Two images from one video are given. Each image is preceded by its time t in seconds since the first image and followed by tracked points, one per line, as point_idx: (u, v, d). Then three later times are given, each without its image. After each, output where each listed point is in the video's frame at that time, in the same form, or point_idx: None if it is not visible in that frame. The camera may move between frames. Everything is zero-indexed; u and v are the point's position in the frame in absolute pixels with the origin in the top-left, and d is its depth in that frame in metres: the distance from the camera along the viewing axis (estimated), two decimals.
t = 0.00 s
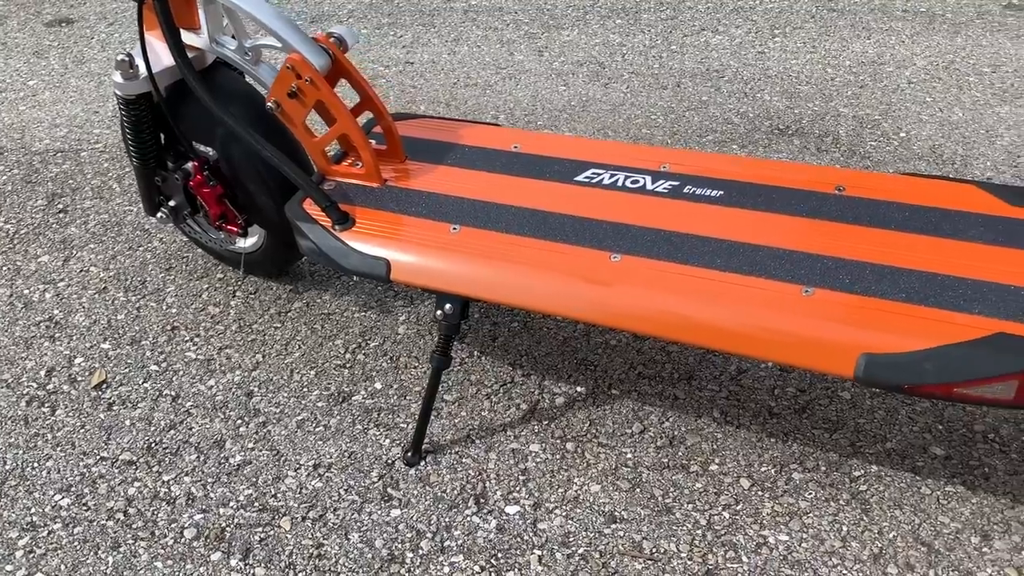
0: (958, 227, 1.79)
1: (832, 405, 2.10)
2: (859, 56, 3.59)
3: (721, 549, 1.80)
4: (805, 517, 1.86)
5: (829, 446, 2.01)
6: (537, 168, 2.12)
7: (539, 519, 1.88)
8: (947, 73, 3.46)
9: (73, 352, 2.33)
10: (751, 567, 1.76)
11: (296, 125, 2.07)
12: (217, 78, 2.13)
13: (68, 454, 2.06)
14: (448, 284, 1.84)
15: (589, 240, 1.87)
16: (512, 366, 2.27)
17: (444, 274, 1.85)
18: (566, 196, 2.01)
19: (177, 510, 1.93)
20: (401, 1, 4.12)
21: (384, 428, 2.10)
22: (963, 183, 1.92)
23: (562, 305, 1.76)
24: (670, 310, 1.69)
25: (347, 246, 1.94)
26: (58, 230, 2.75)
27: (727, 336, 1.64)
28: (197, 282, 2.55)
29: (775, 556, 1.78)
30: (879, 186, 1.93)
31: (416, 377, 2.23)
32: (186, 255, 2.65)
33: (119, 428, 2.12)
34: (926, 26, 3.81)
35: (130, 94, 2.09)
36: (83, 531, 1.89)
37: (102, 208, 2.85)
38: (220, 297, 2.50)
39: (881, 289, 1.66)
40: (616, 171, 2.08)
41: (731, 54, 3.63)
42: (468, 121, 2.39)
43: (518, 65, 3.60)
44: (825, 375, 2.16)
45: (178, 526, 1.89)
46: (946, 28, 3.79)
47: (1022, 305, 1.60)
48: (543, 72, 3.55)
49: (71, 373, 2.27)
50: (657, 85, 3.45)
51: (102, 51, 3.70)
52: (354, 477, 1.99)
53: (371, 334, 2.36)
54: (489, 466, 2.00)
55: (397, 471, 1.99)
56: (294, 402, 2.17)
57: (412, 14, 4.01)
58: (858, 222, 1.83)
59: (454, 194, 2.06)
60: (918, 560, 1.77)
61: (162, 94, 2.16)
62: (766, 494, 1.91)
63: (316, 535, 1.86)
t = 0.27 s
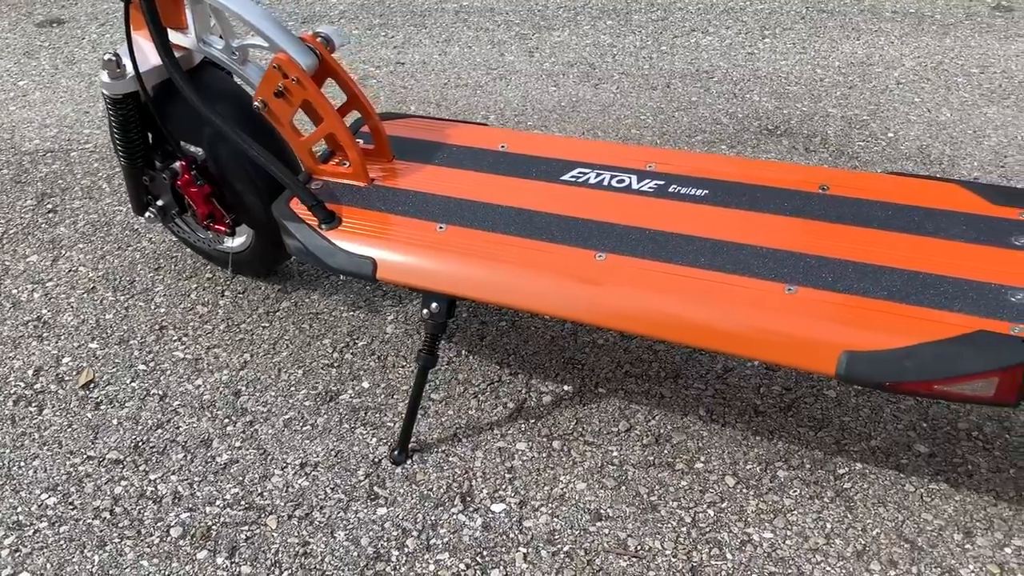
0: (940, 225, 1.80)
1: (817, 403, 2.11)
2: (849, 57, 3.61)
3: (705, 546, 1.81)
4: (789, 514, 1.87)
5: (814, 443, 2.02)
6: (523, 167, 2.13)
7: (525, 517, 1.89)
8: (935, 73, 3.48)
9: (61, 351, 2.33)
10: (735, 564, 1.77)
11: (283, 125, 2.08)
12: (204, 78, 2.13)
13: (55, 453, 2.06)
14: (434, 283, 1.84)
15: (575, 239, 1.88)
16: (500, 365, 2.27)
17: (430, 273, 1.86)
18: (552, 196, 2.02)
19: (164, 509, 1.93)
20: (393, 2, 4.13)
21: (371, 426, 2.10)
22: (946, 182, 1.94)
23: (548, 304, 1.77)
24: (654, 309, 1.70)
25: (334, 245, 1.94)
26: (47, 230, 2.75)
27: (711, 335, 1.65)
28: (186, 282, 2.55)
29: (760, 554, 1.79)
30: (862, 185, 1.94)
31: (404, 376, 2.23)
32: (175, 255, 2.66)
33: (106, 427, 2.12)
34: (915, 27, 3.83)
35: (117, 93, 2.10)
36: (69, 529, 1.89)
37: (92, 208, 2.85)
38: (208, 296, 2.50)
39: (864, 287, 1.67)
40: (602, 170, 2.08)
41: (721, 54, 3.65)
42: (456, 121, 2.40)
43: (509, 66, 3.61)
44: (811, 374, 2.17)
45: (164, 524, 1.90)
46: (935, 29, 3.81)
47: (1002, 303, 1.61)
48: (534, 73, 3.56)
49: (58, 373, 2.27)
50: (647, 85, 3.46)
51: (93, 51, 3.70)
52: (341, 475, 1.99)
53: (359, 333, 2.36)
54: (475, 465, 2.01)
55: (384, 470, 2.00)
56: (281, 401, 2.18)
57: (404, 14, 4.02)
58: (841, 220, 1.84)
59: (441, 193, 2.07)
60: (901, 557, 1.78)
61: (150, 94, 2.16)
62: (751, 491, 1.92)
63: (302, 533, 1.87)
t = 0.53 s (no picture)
0: (923, 225, 1.81)
1: (802, 402, 2.11)
2: (838, 58, 3.62)
3: (689, 544, 1.82)
4: (773, 512, 1.87)
5: (799, 442, 2.02)
6: (509, 167, 2.14)
7: (510, 515, 1.89)
8: (923, 74, 3.49)
9: (49, 351, 2.33)
10: (718, 562, 1.78)
11: (269, 124, 2.08)
12: (191, 78, 2.14)
13: (41, 453, 2.06)
14: (419, 282, 1.85)
15: (559, 238, 1.89)
16: (487, 364, 2.27)
17: (415, 272, 1.86)
18: (537, 195, 2.02)
19: (149, 507, 1.93)
20: (384, 3, 4.14)
21: (357, 426, 2.11)
22: (929, 182, 1.94)
23: (532, 303, 1.77)
24: (638, 307, 1.71)
25: (320, 244, 1.95)
26: (36, 230, 2.75)
27: (693, 333, 1.66)
28: (174, 282, 2.56)
29: (743, 551, 1.80)
30: (846, 184, 1.95)
31: (390, 376, 2.24)
32: (163, 255, 2.66)
33: (93, 427, 2.12)
34: (904, 28, 3.84)
35: (104, 93, 2.10)
36: (54, 528, 1.89)
37: (81, 208, 2.85)
38: (196, 296, 2.51)
39: (845, 286, 1.68)
40: (587, 170, 2.09)
41: (711, 55, 3.66)
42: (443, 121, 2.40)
43: (499, 66, 3.61)
44: (797, 372, 2.18)
45: (150, 523, 1.90)
46: (924, 30, 3.82)
47: (982, 301, 1.62)
48: (524, 74, 3.57)
49: (45, 372, 2.27)
50: (636, 86, 3.47)
51: (84, 52, 3.70)
52: (327, 474, 2.00)
53: (346, 333, 2.37)
54: (461, 463, 2.01)
55: (370, 469, 2.00)
56: (268, 400, 2.18)
57: (395, 15, 4.02)
58: (824, 220, 1.85)
59: (427, 192, 2.07)
60: (884, 554, 1.79)
61: (137, 94, 2.16)
62: (735, 490, 1.93)
63: (287, 532, 1.87)
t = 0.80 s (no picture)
0: (904, 223, 1.82)
1: (786, 400, 2.12)
2: (827, 59, 3.64)
3: (672, 542, 1.82)
4: (756, 509, 1.88)
5: (782, 440, 2.03)
6: (494, 166, 2.14)
7: (494, 513, 1.90)
8: (912, 76, 3.51)
9: (35, 350, 2.33)
10: (701, 559, 1.79)
11: (256, 123, 2.09)
12: (178, 77, 2.14)
13: (27, 451, 2.06)
14: (404, 280, 1.86)
15: (543, 237, 1.90)
16: (474, 363, 2.28)
17: (400, 270, 1.87)
18: (522, 194, 2.03)
19: (135, 505, 1.93)
20: (375, 3, 4.14)
21: (343, 424, 2.11)
22: (911, 181, 1.96)
23: (516, 300, 1.78)
24: (620, 305, 1.72)
25: (305, 243, 1.96)
26: (24, 229, 2.75)
27: (675, 331, 1.67)
28: (162, 281, 2.56)
29: (726, 548, 1.81)
30: (828, 183, 1.96)
31: (377, 374, 2.24)
32: (151, 254, 2.66)
33: (79, 425, 2.13)
34: (893, 30, 3.86)
35: (90, 91, 2.11)
36: (39, 526, 1.89)
37: (70, 207, 2.85)
38: (184, 295, 2.51)
39: (826, 284, 1.69)
40: (572, 169, 2.10)
41: (701, 56, 3.67)
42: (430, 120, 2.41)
43: (489, 67, 3.62)
44: (781, 371, 2.19)
45: (135, 521, 1.90)
46: (912, 32, 3.84)
47: (961, 299, 1.63)
48: (514, 74, 3.57)
49: (32, 371, 2.27)
50: (626, 87, 3.48)
51: (74, 51, 3.70)
52: (312, 472, 2.00)
53: (333, 332, 2.37)
54: (446, 461, 2.02)
55: (355, 467, 2.01)
56: (254, 399, 2.19)
57: (387, 16, 4.03)
58: (807, 219, 1.86)
59: (413, 191, 2.08)
60: (866, 551, 1.80)
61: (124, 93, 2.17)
62: (719, 487, 1.93)
63: (272, 530, 1.88)
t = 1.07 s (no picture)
0: (887, 222, 1.83)
1: (772, 398, 2.13)
2: (817, 60, 3.65)
3: (656, 538, 1.83)
4: (741, 506, 1.89)
5: (767, 437, 2.04)
6: (481, 164, 2.15)
7: (479, 510, 1.90)
8: (901, 76, 3.52)
9: (23, 348, 2.33)
10: (685, 555, 1.80)
11: (243, 122, 2.10)
12: (165, 75, 2.15)
13: (13, 448, 2.06)
14: (390, 278, 1.86)
15: (529, 234, 1.90)
16: (461, 361, 2.28)
17: (386, 267, 1.88)
18: (509, 192, 2.04)
19: (121, 502, 1.94)
20: (368, 3, 4.15)
21: (330, 422, 2.12)
22: (894, 179, 1.97)
23: (501, 297, 1.79)
24: (605, 302, 1.72)
25: (292, 240, 1.96)
26: (14, 228, 2.75)
27: (658, 328, 1.68)
28: (151, 279, 2.56)
29: (709, 545, 1.82)
30: (812, 182, 1.97)
31: (364, 372, 2.25)
32: (140, 253, 2.66)
33: (66, 423, 2.13)
34: (883, 31, 3.88)
35: (78, 89, 2.12)
36: (24, 523, 1.89)
37: (59, 206, 2.85)
38: (172, 293, 2.51)
39: (808, 282, 1.70)
40: (559, 168, 2.11)
41: (691, 57, 3.69)
42: (418, 119, 2.42)
43: (481, 67, 3.63)
44: (767, 369, 2.19)
45: (121, 518, 1.90)
46: (902, 33, 3.85)
47: (942, 296, 1.64)
48: (505, 74, 3.58)
49: (19, 369, 2.27)
50: (616, 87, 3.49)
51: (66, 51, 3.70)
52: (298, 470, 2.00)
53: (321, 330, 2.37)
54: (433, 459, 2.02)
55: (341, 464, 2.01)
56: (241, 396, 2.19)
57: (379, 16, 4.04)
58: (790, 217, 1.87)
59: (400, 189, 2.08)
60: (849, 547, 1.81)
61: (111, 91, 2.18)
62: (703, 484, 1.94)
63: (257, 527, 1.88)
